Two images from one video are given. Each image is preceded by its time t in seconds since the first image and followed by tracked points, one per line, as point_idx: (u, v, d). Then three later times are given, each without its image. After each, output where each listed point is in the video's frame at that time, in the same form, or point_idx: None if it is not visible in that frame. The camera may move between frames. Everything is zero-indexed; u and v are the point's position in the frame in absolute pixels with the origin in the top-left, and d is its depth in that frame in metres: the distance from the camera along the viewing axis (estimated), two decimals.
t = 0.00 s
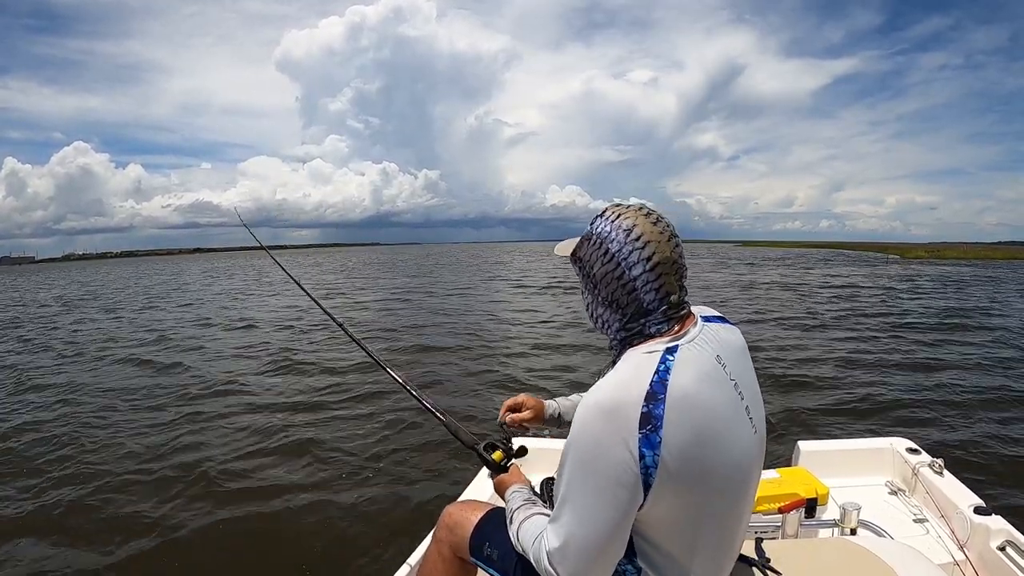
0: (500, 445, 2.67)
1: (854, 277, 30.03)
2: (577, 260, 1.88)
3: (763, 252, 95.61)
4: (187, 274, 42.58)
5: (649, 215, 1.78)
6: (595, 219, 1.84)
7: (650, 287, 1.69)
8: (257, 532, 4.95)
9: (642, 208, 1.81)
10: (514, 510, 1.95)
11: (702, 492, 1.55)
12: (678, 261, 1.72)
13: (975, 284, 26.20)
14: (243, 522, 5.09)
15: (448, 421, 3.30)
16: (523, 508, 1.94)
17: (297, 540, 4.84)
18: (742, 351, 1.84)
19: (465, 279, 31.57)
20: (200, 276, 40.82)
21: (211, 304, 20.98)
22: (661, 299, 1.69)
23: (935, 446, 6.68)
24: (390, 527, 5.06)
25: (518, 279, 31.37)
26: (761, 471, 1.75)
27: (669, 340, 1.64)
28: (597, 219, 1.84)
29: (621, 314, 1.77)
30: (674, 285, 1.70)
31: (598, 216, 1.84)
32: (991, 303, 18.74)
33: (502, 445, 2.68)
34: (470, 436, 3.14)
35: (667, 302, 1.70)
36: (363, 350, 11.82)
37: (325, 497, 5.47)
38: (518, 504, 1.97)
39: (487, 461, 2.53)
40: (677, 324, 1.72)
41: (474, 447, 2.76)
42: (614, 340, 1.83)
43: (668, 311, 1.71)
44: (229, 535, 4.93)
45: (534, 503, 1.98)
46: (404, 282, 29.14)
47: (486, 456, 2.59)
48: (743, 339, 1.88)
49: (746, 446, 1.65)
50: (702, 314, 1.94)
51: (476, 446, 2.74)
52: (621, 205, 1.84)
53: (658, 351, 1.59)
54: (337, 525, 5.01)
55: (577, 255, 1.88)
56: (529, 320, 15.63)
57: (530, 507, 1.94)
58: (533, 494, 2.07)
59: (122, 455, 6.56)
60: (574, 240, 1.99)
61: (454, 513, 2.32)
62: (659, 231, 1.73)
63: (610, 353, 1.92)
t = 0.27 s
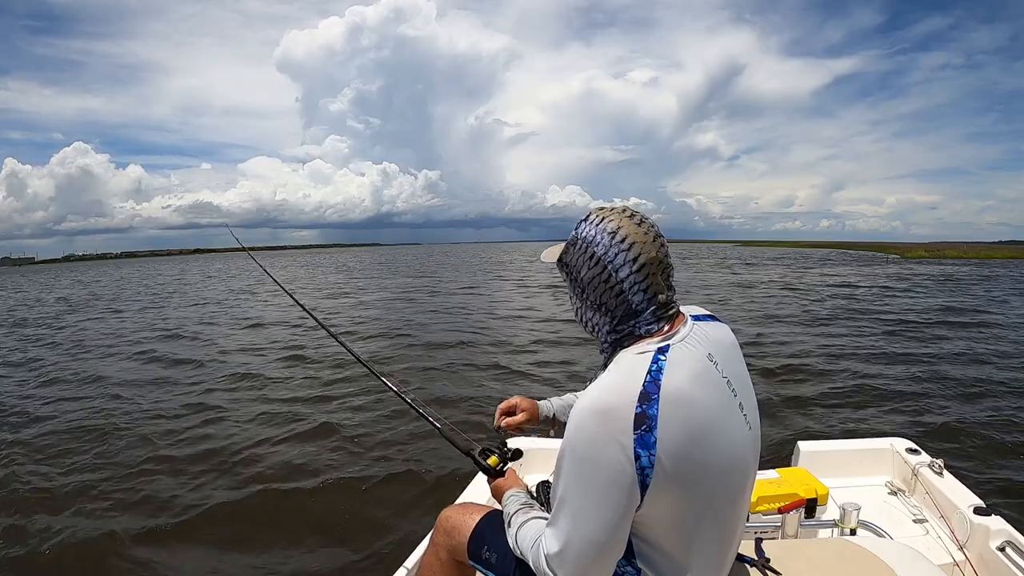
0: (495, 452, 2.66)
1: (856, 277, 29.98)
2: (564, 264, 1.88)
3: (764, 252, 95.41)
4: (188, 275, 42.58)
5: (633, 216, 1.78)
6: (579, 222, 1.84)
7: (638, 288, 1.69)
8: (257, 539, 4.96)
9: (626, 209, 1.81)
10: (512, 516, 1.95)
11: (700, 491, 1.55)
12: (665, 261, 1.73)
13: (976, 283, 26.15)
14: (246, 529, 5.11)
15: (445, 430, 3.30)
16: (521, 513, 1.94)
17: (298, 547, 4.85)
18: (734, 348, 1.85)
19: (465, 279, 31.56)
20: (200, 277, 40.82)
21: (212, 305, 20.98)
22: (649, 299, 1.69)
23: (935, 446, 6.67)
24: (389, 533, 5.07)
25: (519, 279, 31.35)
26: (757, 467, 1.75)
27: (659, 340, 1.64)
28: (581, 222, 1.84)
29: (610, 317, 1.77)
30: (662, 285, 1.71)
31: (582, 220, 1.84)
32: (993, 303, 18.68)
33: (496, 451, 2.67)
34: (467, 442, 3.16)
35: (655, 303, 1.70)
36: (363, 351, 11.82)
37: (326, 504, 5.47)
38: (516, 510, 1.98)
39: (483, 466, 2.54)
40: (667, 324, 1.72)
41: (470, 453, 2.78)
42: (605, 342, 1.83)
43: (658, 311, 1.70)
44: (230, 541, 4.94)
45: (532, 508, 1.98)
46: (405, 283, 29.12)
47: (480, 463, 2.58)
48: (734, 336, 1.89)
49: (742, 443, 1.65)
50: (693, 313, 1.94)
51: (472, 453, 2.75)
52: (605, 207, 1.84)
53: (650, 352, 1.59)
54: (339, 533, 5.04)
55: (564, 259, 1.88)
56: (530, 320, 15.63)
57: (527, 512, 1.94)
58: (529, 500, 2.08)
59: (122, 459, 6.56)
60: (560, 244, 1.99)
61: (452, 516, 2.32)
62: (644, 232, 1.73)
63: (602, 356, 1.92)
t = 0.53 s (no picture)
0: (494, 454, 2.66)
1: (855, 277, 29.99)
2: (560, 266, 1.88)
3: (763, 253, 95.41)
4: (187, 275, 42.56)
5: (628, 216, 1.78)
6: (575, 224, 1.84)
7: (636, 288, 1.69)
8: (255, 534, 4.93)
9: (621, 209, 1.81)
10: (511, 516, 1.95)
11: (700, 491, 1.55)
12: (662, 259, 1.73)
13: (975, 283, 26.16)
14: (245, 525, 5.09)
15: (443, 433, 3.29)
16: (520, 514, 1.94)
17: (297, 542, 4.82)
18: (733, 348, 1.84)
19: (465, 279, 31.56)
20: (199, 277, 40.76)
21: (211, 305, 20.98)
22: (647, 299, 1.70)
23: (936, 446, 6.67)
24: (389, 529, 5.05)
25: (519, 279, 31.37)
26: (758, 467, 1.75)
27: (658, 339, 1.64)
28: (577, 224, 1.84)
29: (608, 317, 1.77)
30: (659, 284, 1.71)
31: (578, 221, 1.84)
32: (992, 303, 18.68)
33: (495, 452, 2.67)
34: (468, 445, 3.16)
35: (653, 302, 1.70)
36: (363, 351, 11.81)
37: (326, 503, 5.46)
38: (515, 511, 1.98)
39: (482, 468, 2.53)
40: (666, 322, 1.72)
41: (469, 455, 2.78)
42: (603, 343, 1.83)
43: (656, 310, 1.71)
44: (229, 535, 4.92)
45: (532, 509, 1.98)
46: (404, 283, 29.12)
47: (479, 465, 2.58)
48: (733, 336, 1.89)
49: (743, 442, 1.65)
50: (691, 312, 1.94)
51: (470, 456, 2.75)
52: (601, 208, 1.85)
53: (649, 351, 1.59)
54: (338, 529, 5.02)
55: (560, 261, 1.88)
56: (530, 320, 15.62)
57: (527, 513, 1.94)
58: (529, 501, 2.08)
59: (121, 456, 6.54)
60: (557, 247, 1.99)
61: (451, 518, 2.32)
62: (640, 232, 1.73)
63: (601, 356, 1.92)
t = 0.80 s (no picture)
0: (492, 456, 2.66)
1: (854, 278, 30.05)
2: (561, 266, 1.88)
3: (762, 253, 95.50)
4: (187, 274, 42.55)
5: (629, 217, 1.78)
6: (576, 224, 1.84)
7: (637, 289, 1.69)
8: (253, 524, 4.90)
9: (622, 210, 1.81)
10: (511, 518, 1.95)
11: (701, 492, 1.54)
12: (662, 260, 1.73)
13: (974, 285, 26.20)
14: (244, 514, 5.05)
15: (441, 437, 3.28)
16: (520, 516, 1.94)
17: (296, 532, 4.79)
18: (733, 348, 1.85)
19: (465, 279, 31.59)
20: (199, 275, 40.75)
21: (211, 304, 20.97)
22: (648, 300, 1.70)
23: (935, 446, 6.68)
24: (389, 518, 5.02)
25: (519, 279, 31.40)
26: (758, 467, 1.75)
27: (659, 340, 1.64)
28: (578, 224, 1.84)
29: (608, 318, 1.77)
30: (660, 285, 1.71)
31: (578, 221, 1.84)
32: (990, 304, 18.73)
33: (493, 455, 2.68)
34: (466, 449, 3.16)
35: (654, 303, 1.70)
36: (363, 351, 11.81)
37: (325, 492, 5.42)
38: (515, 513, 1.98)
39: (481, 470, 2.55)
40: (666, 324, 1.72)
41: (467, 458, 2.78)
42: (603, 344, 1.84)
43: (657, 311, 1.71)
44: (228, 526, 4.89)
45: (531, 511, 1.99)
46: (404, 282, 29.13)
47: (478, 468, 2.59)
48: (733, 336, 1.89)
49: (743, 443, 1.65)
50: (691, 313, 1.94)
51: (468, 459, 2.75)
52: (601, 208, 1.85)
53: (650, 352, 1.59)
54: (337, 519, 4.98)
55: (560, 261, 1.88)
56: (530, 320, 15.62)
57: (526, 515, 1.94)
58: (528, 502, 2.08)
59: (120, 450, 6.51)
60: (557, 247, 1.99)
61: (450, 520, 2.31)
62: (641, 233, 1.73)
63: (601, 358, 1.93)
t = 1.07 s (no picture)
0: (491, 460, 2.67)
1: (854, 278, 30.04)
2: (557, 268, 1.88)
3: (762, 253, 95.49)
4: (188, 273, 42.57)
5: (625, 217, 1.78)
6: (572, 225, 1.84)
7: (634, 289, 1.69)
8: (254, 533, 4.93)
9: (618, 210, 1.81)
10: (510, 520, 1.95)
11: (700, 491, 1.55)
12: (658, 260, 1.74)
13: (976, 284, 26.17)
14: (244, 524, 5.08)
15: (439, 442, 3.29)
16: (519, 518, 1.95)
17: (295, 542, 4.82)
18: (731, 347, 1.85)
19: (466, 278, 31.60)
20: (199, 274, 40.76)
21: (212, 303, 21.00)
22: (645, 300, 1.70)
23: (935, 446, 6.68)
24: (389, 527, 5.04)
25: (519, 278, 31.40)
26: (757, 467, 1.75)
27: (657, 340, 1.64)
28: (574, 225, 1.84)
29: (606, 318, 1.77)
30: (657, 285, 1.71)
31: (574, 222, 1.84)
32: (991, 304, 18.71)
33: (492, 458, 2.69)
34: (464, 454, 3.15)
35: (651, 303, 1.70)
36: (364, 349, 11.82)
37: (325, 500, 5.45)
38: (513, 515, 1.98)
39: (480, 474, 2.58)
40: (663, 323, 1.72)
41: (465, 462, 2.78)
42: (601, 345, 1.83)
43: (654, 311, 1.71)
44: (228, 534, 4.92)
45: (530, 513, 1.99)
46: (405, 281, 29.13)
47: (477, 472, 2.62)
48: (731, 335, 1.89)
49: (742, 442, 1.65)
50: (688, 313, 1.94)
51: (466, 463, 2.75)
52: (597, 209, 1.85)
53: (648, 351, 1.59)
54: (338, 530, 5.01)
55: (557, 262, 1.87)
56: (530, 319, 15.62)
57: (525, 517, 1.94)
58: (527, 504, 2.08)
59: (121, 454, 6.53)
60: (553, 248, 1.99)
61: (449, 522, 2.32)
62: (637, 233, 1.73)
63: (599, 358, 1.92)
